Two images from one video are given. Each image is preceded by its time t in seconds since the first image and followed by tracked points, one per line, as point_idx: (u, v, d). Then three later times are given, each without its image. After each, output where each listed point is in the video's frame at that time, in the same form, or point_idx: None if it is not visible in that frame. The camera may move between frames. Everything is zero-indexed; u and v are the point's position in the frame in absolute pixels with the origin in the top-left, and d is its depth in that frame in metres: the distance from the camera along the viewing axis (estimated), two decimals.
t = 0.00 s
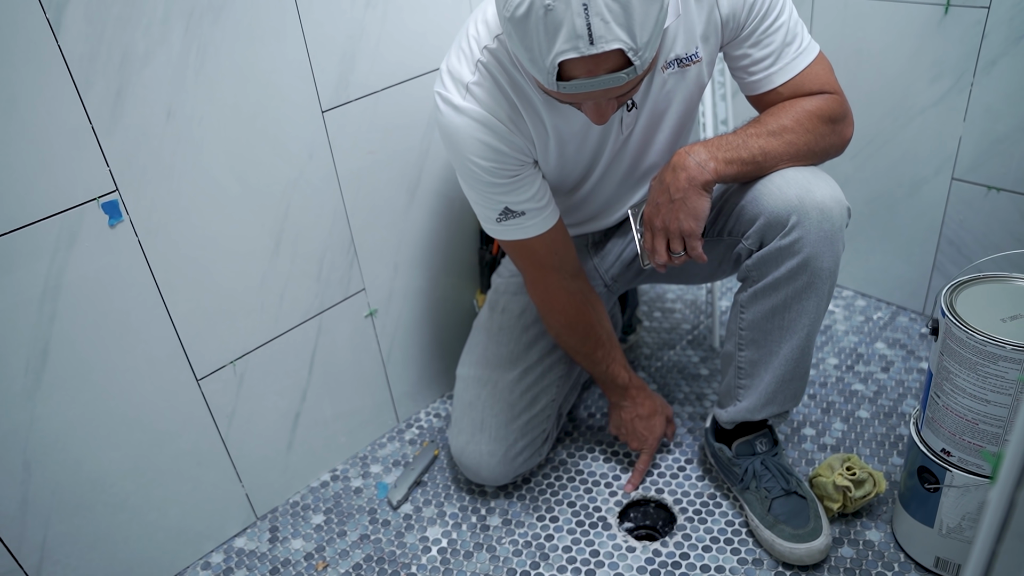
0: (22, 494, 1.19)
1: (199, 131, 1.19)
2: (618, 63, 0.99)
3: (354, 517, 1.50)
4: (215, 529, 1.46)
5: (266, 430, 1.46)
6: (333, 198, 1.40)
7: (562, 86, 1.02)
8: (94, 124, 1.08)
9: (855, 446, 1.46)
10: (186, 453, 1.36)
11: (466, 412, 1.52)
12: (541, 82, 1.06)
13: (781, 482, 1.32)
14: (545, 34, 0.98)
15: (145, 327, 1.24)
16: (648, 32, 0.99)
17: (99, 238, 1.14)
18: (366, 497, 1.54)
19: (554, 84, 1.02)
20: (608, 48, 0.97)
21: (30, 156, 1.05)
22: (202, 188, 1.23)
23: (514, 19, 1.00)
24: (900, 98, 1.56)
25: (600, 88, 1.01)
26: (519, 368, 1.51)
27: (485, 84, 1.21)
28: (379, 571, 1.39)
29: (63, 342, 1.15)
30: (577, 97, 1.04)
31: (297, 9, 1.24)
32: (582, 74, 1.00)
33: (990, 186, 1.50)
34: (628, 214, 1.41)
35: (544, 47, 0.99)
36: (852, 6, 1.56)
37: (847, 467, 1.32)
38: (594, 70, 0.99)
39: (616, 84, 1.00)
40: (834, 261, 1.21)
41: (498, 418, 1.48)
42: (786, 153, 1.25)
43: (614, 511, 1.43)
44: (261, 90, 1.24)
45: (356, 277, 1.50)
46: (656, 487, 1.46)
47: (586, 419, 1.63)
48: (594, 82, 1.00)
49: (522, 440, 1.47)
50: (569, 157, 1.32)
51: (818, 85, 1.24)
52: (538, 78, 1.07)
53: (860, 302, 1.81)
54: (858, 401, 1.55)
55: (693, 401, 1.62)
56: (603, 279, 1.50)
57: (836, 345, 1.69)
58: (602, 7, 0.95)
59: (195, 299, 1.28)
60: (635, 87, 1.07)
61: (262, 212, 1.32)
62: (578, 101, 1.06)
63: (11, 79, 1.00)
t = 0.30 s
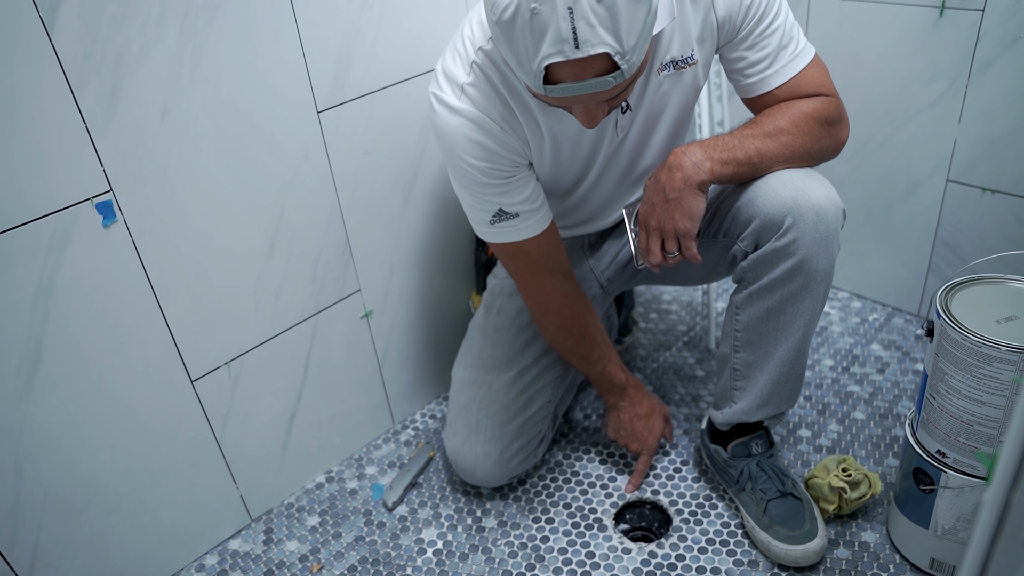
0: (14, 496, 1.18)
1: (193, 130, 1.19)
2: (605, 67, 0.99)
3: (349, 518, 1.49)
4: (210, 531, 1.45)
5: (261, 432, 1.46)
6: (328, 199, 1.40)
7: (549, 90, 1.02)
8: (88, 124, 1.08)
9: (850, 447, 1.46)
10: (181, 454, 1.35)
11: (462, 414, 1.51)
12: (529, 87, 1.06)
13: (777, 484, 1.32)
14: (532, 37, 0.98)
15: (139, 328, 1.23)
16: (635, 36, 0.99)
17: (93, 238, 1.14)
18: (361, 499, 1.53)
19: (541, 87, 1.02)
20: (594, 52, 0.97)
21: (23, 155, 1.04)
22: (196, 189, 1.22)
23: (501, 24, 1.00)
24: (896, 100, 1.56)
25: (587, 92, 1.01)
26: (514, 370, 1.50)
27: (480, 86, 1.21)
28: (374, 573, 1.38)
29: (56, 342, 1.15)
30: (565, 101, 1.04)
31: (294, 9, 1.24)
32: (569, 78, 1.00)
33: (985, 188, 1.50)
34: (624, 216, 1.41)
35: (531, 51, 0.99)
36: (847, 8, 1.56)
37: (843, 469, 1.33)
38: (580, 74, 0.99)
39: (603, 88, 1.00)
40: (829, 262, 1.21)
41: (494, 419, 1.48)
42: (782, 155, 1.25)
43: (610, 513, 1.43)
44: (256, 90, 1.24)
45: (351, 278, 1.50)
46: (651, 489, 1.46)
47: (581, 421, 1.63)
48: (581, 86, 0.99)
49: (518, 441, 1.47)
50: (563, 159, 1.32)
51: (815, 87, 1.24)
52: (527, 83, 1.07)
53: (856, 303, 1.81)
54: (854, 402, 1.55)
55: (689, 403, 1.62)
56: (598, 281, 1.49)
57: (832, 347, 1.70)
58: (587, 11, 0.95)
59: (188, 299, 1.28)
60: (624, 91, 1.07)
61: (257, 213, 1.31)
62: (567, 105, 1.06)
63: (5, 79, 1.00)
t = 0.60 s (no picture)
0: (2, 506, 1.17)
1: (185, 139, 1.18)
2: (596, 89, 0.99)
3: (341, 527, 1.49)
4: (200, 540, 1.44)
5: (252, 441, 1.45)
6: (320, 207, 1.40)
7: (540, 112, 1.01)
8: (79, 132, 1.08)
9: (842, 456, 1.46)
10: (171, 463, 1.35)
11: (454, 422, 1.51)
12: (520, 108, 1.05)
13: (769, 492, 1.32)
14: (522, 61, 0.98)
15: (130, 337, 1.23)
16: (625, 57, 0.99)
17: (84, 247, 1.13)
18: (353, 508, 1.53)
19: (532, 109, 1.02)
20: (584, 74, 0.96)
21: (13, 163, 1.04)
22: (189, 198, 1.22)
23: (491, 46, 1.00)
24: (886, 109, 1.57)
25: (578, 113, 1.00)
26: (507, 378, 1.50)
27: (476, 105, 1.21)
28: None
29: (45, 351, 1.14)
30: (557, 122, 1.04)
31: (285, 18, 1.24)
32: (560, 100, 1.00)
33: (975, 197, 1.51)
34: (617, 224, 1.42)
35: (522, 74, 0.99)
36: (838, 18, 1.57)
37: (834, 477, 1.33)
38: (571, 96, 0.99)
39: (594, 109, 1.00)
40: (823, 269, 1.22)
41: (486, 428, 1.48)
42: (776, 162, 1.25)
43: (602, 521, 1.42)
44: (247, 98, 1.24)
45: (343, 286, 1.49)
46: (644, 497, 1.46)
47: (574, 429, 1.63)
48: (572, 108, 0.99)
49: (511, 450, 1.47)
50: (561, 173, 1.32)
51: (806, 96, 1.25)
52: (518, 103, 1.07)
53: (848, 311, 1.81)
54: (846, 410, 1.56)
55: (681, 411, 1.62)
56: (591, 289, 1.49)
57: (824, 355, 1.70)
58: (576, 34, 0.95)
59: (180, 308, 1.27)
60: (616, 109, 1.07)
61: (249, 222, 1.31)
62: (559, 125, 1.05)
63: None
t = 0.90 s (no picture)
0: None
1: (182, 145, 1.19)
2: (595, 110, 0.99)
3: (338, 533, 1.49)
4: (197, 546, 1.44)
5: (249, 446, 1.45)
6: (317, 213, 1.40)
7: (540, 133, 1.02)
8: (76, 138, 1.08)
9: (839, 460, 1.46)
10: (168, 469, 1.35)
11: (452, 428, 1.51)
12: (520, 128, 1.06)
13: (766, 496, 1.32)
14: (520, 84, 0.98)
15: (127, 343, 1.23)
16: (624, 79, 0.99)
17: (81, 253, 1.14)
18: (350, 513, 1.52)
19: (531, 131, 1.02)
20: (582, 97, 0.97)
21: (8, 169, 1.04)
22: (187, 205, 1.22)
23: (488, 69, 1.01)
24: (882, 114, 1.57)
25: (578, 134, 1.01)
26: (504, 383, 1.50)
27: (480, 125, 1.20)
28: None
29: (42, 356, 1.14)
30: (557, 142, 1.04)
31: (282, 26, 1.24)
32: (559, 122, 1.00)
33: (971, 201, 1.51)
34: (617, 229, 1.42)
35: (520, 97, 0.99)
36: (833, 23, 1.58)
37: (831, 481, 1.33)
38: (570, 118, 0.99)
39: (593, 130, 1.01)
40: (820, 272, 1.22)
41: (484, 433, 1.48)
42: (773, 166, 1.26)
43: (599, 526, 1.42)
44: (244, 105, 1.24)
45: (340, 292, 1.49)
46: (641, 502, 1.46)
47: (571, 434, 1.63)
48: (571, 130, 1.00)
49: (509, 455, 1.47)
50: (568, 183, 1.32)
51: (803, 99, 1.25)
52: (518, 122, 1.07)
53: (844, 316, 1.82)
54: (843, 414, 1.56)
55: (679, 415, 1.63)
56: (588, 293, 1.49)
57: (821, 359, 1.70)
58: (574, 57, 0.95)
59: (178, 313, 1.27)
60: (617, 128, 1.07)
61: (245, 228, 1.31)
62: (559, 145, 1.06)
63: None
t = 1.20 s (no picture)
0: None
1: (179, 138, 1.18)
2: (603, 99, 0.99)
3: (335, 527, 1.49)
4: (194, 540, 1.44)
5: (246, 440, 1.45)
6: (315, 207, 1.40)
7: (547, 122, 1.01)
8: (71, 131, 1.07)
9: (836, 454, 1.46)
10: (165, 463, 1.34)
11: (449, 422, 1.51)
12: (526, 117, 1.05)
13: (763, 491, 1.32)
14: (529, 71, 0.98)
15: (123, 337, 1.22)
16: (633, 69, 0.99)
17: (77, 247, 1.13)
18: (347, 507, 1.52)
19: (538, 119, 1.01)
20: (592, 86, 0.96)
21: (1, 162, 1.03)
22: (183, 197, 1.22)
23: (496, 56, 1.00)
24: (880, 109, 1.57)
25: (585, 124, 1.01)
26: (501, 377, 1.50)
27: (478, 112, 1.20)
28: None
29: (38, 350, 1.14)
30: (564, 132, 1.03)
31: (279, 18, 1.24)
32: (567, 111, 0.99)
33: (969, 196, 1.51)
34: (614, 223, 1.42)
35: (529, 85, 0.99)
36: (832, 17, 1.57)
37: (828, 475, 1.33)
38: (578, 107, 0.99)
39: (601, 120, 1.00)
40: (818, 267, 1.22)
41: (481, 428, 1.48)
42: (774, 161, 1.26)
43: (596, 520, 1.42)
44: (241, 97, 1.23)
45: (337, 286, 1.49)
46: (638, 496, 1.46)
47: (568, 428, 1.63)
48: (579, 119, 0.99)
49: (506, 449, 1.47)
50: (558, 176, 1.32)
51: (804, 95, 1.26)
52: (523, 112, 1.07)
53: (842, 311, 1.82)
54: (840, 409, 1.56)
55: (676, 410, 1.63)
56: (587, 288, 1.49)
57: (818, 354, 1.70)
58: (585, 45, 0.95)
59: (174, 307, 1.27)
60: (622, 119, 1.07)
61: (241, 221, 1.30)
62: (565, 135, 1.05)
63: None
